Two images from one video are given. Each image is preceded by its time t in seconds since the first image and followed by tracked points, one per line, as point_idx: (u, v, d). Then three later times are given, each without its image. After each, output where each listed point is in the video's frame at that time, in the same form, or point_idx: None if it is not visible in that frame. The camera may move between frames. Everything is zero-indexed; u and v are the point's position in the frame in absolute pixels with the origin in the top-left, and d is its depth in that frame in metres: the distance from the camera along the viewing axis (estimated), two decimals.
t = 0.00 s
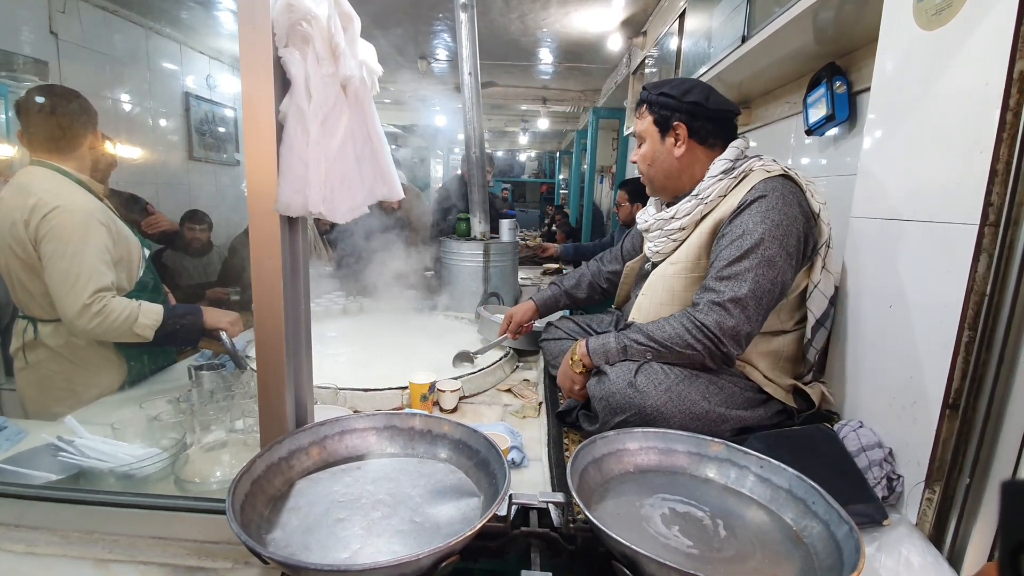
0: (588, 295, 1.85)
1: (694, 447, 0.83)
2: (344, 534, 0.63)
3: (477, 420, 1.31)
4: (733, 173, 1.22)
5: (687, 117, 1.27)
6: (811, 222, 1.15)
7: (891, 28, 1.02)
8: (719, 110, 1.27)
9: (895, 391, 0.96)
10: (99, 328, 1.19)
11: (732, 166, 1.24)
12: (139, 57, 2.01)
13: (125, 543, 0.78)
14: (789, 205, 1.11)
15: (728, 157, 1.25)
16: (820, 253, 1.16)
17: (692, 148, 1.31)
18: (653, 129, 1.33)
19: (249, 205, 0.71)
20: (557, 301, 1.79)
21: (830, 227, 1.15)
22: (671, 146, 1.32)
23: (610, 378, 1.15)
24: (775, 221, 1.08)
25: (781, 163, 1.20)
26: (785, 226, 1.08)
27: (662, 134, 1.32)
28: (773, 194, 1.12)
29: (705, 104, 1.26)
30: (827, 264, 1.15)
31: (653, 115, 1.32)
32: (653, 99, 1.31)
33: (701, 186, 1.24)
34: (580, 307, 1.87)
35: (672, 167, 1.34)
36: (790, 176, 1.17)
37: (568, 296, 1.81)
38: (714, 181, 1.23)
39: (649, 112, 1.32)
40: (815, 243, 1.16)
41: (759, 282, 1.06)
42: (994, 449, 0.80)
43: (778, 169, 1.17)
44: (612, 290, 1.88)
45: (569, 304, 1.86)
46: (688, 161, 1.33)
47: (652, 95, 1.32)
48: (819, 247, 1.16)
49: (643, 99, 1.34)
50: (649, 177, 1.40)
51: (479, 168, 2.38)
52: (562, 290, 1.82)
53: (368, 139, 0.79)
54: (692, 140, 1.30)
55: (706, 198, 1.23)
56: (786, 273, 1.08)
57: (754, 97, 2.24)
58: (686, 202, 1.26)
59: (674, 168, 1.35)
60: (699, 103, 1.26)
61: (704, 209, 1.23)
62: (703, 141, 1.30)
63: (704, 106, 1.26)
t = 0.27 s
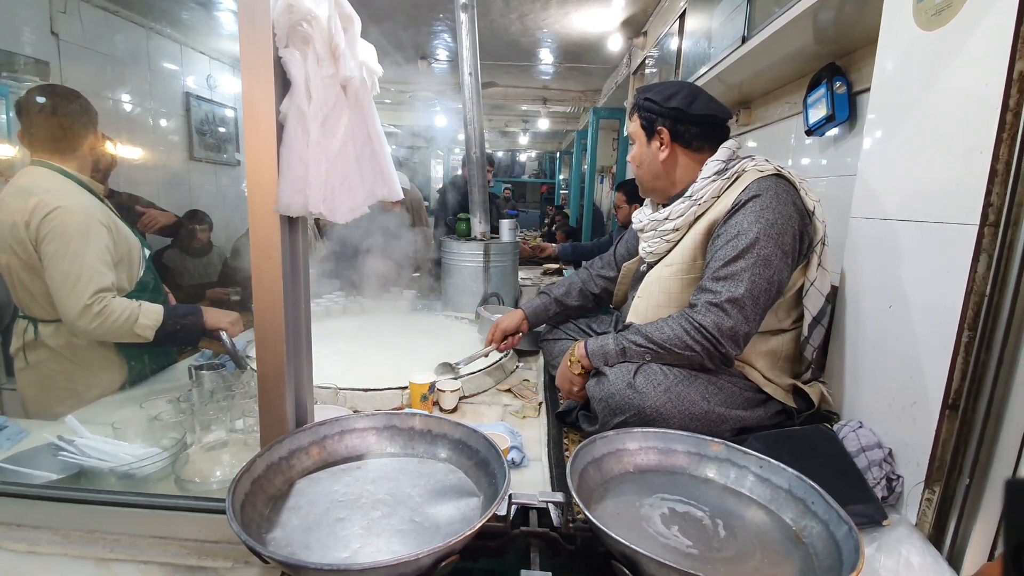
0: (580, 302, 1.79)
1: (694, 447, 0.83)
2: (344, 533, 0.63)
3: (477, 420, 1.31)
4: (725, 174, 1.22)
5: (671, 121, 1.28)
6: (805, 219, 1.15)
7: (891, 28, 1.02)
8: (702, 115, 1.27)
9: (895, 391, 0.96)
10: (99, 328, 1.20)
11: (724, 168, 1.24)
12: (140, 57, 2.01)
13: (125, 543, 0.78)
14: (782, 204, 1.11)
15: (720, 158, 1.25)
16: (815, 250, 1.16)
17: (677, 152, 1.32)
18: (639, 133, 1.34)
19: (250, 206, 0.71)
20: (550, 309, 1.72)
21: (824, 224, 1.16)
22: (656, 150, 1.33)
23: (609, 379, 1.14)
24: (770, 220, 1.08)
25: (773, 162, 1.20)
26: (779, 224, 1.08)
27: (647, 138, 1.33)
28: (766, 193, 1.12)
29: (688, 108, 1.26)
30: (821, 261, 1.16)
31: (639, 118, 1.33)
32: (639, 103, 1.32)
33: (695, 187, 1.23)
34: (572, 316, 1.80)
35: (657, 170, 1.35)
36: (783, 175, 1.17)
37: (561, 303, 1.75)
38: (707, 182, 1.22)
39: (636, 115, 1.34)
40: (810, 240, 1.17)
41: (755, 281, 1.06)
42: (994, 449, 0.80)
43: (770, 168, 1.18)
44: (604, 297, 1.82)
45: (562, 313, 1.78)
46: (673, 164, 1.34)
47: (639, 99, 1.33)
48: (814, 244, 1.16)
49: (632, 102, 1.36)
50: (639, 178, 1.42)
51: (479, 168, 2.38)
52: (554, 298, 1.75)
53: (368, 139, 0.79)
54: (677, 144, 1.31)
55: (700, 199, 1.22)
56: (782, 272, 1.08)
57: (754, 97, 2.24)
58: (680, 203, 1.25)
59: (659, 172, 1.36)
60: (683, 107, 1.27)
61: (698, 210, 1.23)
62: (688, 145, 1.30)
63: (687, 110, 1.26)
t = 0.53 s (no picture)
0: (572, 305, 1.75)
1: (693, 447, 0.83)
2: (345, 533, 0.63)
3: (477, 420, 1.32)
4: (725, 175, 1.22)
5: (670, 122, 1.28)
6: (806, 220, 1.15)
7: (890, 28, 1.02)
8: (701, 115, 1.27)
9: (895, 392, 0.96)
10: (100, 329, 1.20)
11: (725, 168, 1.24)
12: (140, 58, 2.02)
13: (126, 543, 0.79)
14: (784, 205, 1.11)
15: (721, 159, 1.25)
16: (816, 251, 1.18)
17: (676, 153, 1.32)
18: (638, 133, 1.34)
19: (250, 208, 0.71)
20: (540, 313, 1.68)
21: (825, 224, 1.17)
22: (655, 150, 1.33)
23: (609, 381, 1.14)
24: (771, 221, 1.09)
25: (773, 163, 1.20)
26: (780, 226, 1.08)
27: (646, 138, 1.32)
28: (767, 194, 1.12)
29: (688, 108, 1.27)
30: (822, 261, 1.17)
31: (638, 118, 1.33)
32: (638, 104, 1.32)
33: (695, 189, 1.23)
34: (563, 319, 1.77)
35: (656, 170, 1.35)
36: (783, 176, 1.17)
37: (551, 306, 1.71)
38: (708, 183, 1.22)
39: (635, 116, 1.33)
40: (811, 241, 1.18)
41: (755, 283, 1.06)
42: (994, 450, 0.80)
43: (771, 170, 1.18)
44: (594, 298, 1.79)
45: (553, 316, 1.74)
46: (672, 165, 1.33)
47: (638, 99, 1.33)
48: (816, 245, 1.18)
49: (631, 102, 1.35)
50: (638, 179, 1.41)
51: (479, 168, 2.38)
52: (544, 301, 1.72)
53: (368, 140, 0.80)
54: (676, 145, 1.31)
55: (700, 200, 1.22)
56: (783, 274, 1.08)
57: (754, 98, 2.24)
58: (680, 205, 1.25)
59: (658, 172, 1.35)
60: (682, 107, 1.27)
61: (698, 212, 1.22)
62: (687, 145, 1.30)
63: (686, 110, 1.26)
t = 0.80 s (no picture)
0: (577, 293, 1.83)
1: (693, 447, 0.83)
2: (346, 532, 0.63)
3: (478, 420, 1.32)
4: (735, 177, 1.22)
5: (687, 119, 1.28)
6: (815, 225, 1.15)
7: (891, 29, 1.02)
8: (718, 113, 1.27)
9: (895, 393, 0.96)
10: (102, 329, 1.20)
11: (735, 169, 1.24)
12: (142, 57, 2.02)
13: (128, 541, 0.79)
14: (793, 210, 1.11)
15: (732, 160, 1.25)
16: (824, 257, 1.15)
17: (691, 151, 1.32)
18: (652, 131, 1.33)
19: (252, 208, 0.72)
20: (546, 298, 1.75)
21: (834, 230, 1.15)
22: (670, 148, 1.32)
23: (609, 380, 1.14)
24: (778, 225, 1.08)
25: (784, 166, 1.20)
26: (787, 230, 1.08)
27: (662, 136, 1.32)
28: (777, 198, 1.12)
29: (705, 106, 1.27)
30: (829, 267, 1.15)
31: (653, 115, 1.31)
32: (653, 100, 1.31)
33: (704, 189, 1.24)
34: (568, 306, 1.85)
35: (671, 168, 1.35)
36: (794, 180, 1.17)
37: (558, 294, 1.78)
38: (717, 184, 1.23)
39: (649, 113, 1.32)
40: (819, 245, 1.16)
41: (759, 287, 1.06)
42: (994, 450, 0.80)
43: (781, 172, 1.18)
44: (601, 289, 1.85)
45: (558, 302, 1.82)
46: (687, 163, 1.33)
47: (653, 96, 1.32)
48: (823, 250, 1.16)
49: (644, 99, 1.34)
50: (649, 177, 1.40)
51: (479, 168, 2.38)
52: (552, 287, 1.79)
53: (369, 140, 0.80)
54: (691, 143, 1.31)
55: (709, 201, 1.23)
56: (788, 278, 1.08)
57: (755, 98, 2.24)
58: (689, 205, 1.26)
59: (672, 170, 1.35)
60: (699, 104, 1.27)
61: (706, 213, 1.23)
62: (702, 143, 1.31)
63: (705, 107, 1.26)
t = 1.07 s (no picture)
0: (585, 290, 1.84)
1: (692, 447, 0.83)
2: (345, 532, 0.64)
3: (478, 420, 1.32)
4: (747, 178, 1.23)
5: (716, 114, 1.28)
6: (825, 230, 1.15)
7: (890, 30, 1.02)
8: (744, 109, 1.29)
9: (895, 393, 0.96)
10: (102, 329, 1.21)
11: (746, 171, 1.25)
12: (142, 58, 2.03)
13: (129, 541, 0.80)
14: (804, 214, 1.11)
15: (744, 162, 1.26)
16: (830, 262, 1.16)
17: (719, 147, 1.32)
18: (678, 126, 1.31)
19: (252, 209, 0.72)
20: (554, 295, 1.78)
21: (843, 235, 1.16)
22: (698, 144, 1.32)
23: (610, 379, 1.15)
24: (787, 228, 1.09)
25: (796, 170, 1.20)
26: (797, 234, 1.08)
27: (690, 131, 1.31)
28: (787, 202, 1.12)
29: (734, 102, 1.28)
30: (836, 272, 1.15)
31: (679, 111, 1.30)
32: (678, 96, 1.30)
33: (716, 190, 1.24)
34: (575, 303, 1.86)
35: (697, 165, 1.34)
36: (805, 183, 1.17)
37: (566, 291, 1.80)
38: (729, 185, 1.23)
39: (674, 109, 1.31)
40: (827, 251, 1.17)
41: (765, 289, 1.06)
42: (992, 450, 0.80)
43: (793, 176, 1.18)
44: (608, 286, 1.87)
45: (566, 299, 1.84)
46: (714, 160, 1.33)
47: (677, 92, 1.30)
48: (830, 255, 1.16)
49: (666, 96, 1.32)
50: (670, 176, 1.38)
51: (479, 168, 2.38)
52: (560, 284, 1.81)
53: (369, 140, 0.80)
54: (719, 139, 1.31)
55: (720, 202, 1.23)
56: (794, 282, 1.08)
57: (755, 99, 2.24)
58: (699, 206, 1.26)
59: (699, 167, 1.34)
60: (728, 100, 1.28)
61: (716, 214, 1.24)
62: (729, 140, 1.32)
63: (733, 103, 1.28)
